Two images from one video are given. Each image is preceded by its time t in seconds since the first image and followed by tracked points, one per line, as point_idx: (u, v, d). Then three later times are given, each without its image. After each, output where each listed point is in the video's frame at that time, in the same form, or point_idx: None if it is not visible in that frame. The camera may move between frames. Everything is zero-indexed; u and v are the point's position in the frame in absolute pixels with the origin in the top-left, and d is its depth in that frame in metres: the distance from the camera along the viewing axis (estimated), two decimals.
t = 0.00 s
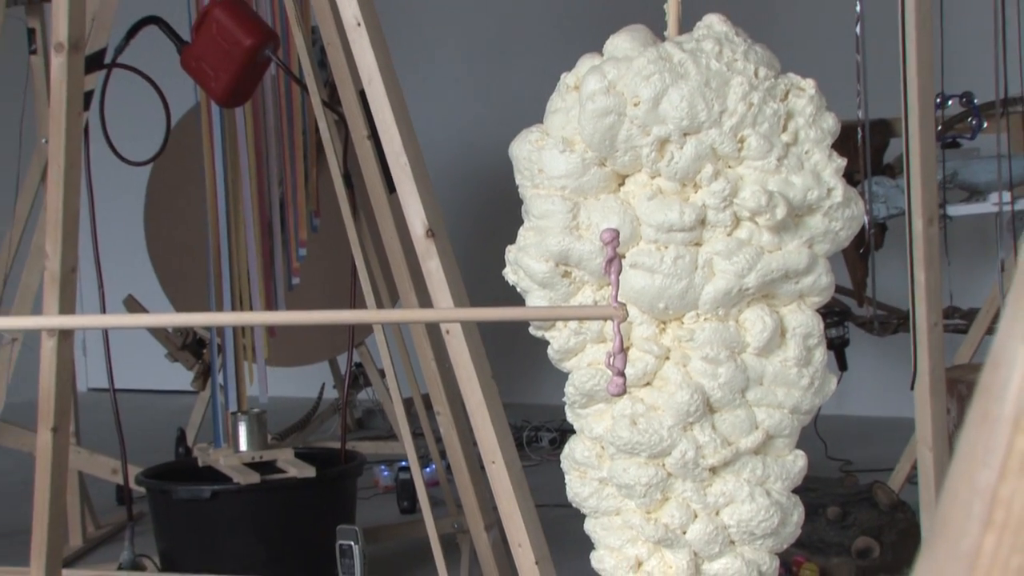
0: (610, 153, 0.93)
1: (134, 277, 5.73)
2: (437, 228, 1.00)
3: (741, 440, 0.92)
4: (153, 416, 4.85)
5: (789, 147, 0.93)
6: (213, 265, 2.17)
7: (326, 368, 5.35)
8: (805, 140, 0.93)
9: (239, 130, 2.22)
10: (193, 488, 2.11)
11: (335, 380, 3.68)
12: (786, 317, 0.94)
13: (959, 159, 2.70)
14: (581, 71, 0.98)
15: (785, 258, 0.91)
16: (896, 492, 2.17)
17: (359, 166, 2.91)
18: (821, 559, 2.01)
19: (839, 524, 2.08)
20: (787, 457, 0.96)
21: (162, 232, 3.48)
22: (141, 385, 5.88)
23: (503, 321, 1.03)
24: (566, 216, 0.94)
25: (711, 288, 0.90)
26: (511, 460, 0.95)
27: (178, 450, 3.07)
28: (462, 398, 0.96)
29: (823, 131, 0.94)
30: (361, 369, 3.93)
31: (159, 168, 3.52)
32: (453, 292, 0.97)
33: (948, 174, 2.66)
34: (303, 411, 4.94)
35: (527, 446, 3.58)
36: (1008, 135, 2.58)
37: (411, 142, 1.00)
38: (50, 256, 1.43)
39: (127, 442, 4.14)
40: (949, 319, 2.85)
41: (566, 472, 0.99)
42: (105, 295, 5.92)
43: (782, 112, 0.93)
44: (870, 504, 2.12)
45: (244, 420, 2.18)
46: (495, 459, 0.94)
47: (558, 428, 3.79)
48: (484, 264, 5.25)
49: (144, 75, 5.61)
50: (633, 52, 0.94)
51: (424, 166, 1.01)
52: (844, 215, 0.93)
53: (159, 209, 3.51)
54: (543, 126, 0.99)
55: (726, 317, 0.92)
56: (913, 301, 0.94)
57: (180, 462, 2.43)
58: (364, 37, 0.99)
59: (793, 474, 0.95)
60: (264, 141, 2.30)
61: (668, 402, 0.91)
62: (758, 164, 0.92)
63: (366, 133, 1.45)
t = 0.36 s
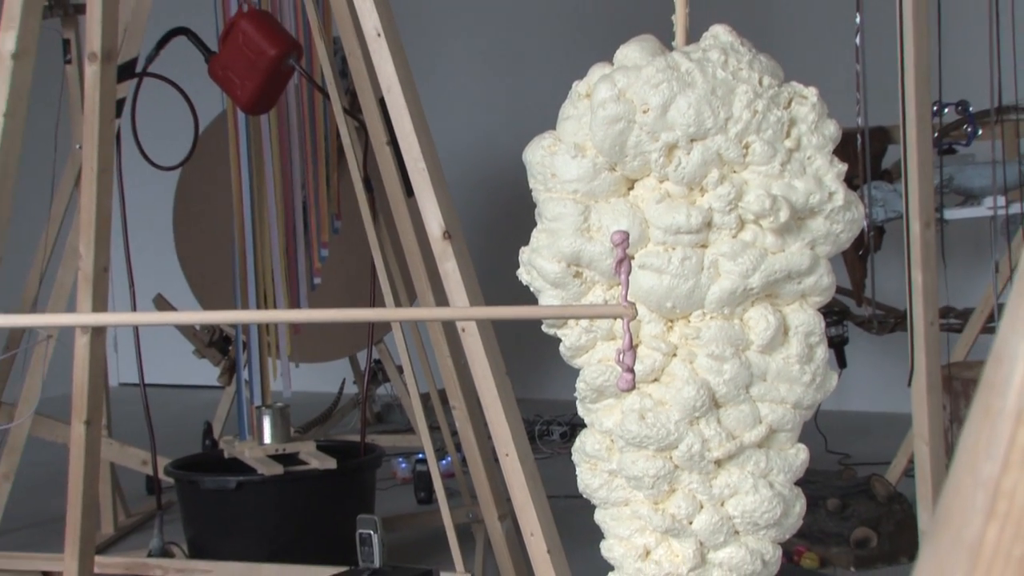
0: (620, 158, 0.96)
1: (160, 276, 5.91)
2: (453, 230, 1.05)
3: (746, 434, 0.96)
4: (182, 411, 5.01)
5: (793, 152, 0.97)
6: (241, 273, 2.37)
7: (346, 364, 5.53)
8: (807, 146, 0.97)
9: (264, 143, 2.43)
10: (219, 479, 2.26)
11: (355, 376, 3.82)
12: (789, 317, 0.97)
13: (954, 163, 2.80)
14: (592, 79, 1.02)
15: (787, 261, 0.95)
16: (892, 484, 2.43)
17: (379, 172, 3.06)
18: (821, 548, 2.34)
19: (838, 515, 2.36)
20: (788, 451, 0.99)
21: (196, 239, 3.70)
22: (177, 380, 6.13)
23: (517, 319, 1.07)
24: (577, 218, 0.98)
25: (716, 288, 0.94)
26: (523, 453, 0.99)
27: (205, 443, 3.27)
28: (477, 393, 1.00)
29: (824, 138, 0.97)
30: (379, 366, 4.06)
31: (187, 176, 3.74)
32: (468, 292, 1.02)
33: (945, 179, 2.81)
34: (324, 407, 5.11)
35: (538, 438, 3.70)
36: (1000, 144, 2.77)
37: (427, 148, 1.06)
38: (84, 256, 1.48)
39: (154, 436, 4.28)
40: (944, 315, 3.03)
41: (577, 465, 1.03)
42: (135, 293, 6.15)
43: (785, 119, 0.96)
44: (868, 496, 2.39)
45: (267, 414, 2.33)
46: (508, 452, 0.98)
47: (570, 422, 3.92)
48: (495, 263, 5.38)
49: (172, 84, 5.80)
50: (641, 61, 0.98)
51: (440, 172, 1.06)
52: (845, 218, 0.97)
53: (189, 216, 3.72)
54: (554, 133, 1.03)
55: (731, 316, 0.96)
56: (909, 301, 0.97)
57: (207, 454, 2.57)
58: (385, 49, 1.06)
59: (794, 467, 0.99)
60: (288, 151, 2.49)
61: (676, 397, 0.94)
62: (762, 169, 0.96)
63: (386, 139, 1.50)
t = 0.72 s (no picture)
0: (617, 165, 1.00)
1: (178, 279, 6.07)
2: (456, 234, 1.10)
3: (738, 430, 1.00)
4: (199, 409, 5.16)
5: (782, 159, 1.01)
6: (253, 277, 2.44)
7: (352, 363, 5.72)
8: (796, 153, 1.01)
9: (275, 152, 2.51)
10: (233, 473, 2.37)
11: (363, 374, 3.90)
12: (779, 316, 1.01)
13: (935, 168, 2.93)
14: (589, 91, 1.06)
15: (777, 264, 0.99)
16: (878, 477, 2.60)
17: (386, 180, 3.16)
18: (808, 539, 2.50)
19: (825, 506, 2.56)
20: (779, 445, 1.03)
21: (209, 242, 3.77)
22: (195, 378, 6.27)
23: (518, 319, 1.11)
24: (576, 223, 1.02)
25: (709, 290, 0.98)
26: (525, 448, 1.03)
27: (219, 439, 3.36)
28: (480, 390, 1.05)
29: (812, 145, 1.01)
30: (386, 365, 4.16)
31: (201, 184, 3.85)
32: (470, 294, 1.06)
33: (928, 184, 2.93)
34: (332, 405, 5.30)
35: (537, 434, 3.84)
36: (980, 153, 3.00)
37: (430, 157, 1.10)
38: (104, 260, 1.53)
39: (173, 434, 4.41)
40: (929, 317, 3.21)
41: (576, 459, 1.07)
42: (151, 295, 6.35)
43: (774, 127, 1.01)
44: (855, 488, 2.58)
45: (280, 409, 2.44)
46: (510, 447, 1.02)
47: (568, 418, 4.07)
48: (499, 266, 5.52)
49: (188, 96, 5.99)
50: (636, 72, 1.02)
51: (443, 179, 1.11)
52: (832, 222, 1.01)
53: (204, 223, 3.80)
54: (553, 141, 1.08)
55: (723, 316, 1.00)
56: (893, 302, 1.02)
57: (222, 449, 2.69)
58: (390, 61, 1.11)
59: (784, 461, 1.03)
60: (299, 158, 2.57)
61: (671, 394, 0.99)
62: (753, 175, 1.00)
63: (392, 147, 1.55)
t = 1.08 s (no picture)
0: (609, 172, 1.05)
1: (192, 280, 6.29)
2: (456, 238, 1.15)
3: (725, 424, 1.05)
4: (212, 402, 5.38)
5: (766, 165, 1.06)
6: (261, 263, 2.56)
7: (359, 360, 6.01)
8: (780, 160, 1.06)
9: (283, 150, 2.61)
10: (244, 466, 2.52)
11: (368, 370, 4.00)
12: (764, 316, 1.06)
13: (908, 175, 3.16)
14: (583, 100, 1.11)
15: (761, 265, 1.04)
16: (856, 468, 2.95)
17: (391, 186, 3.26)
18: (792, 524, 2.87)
19: (808, 496, 2.89)
20: (764, 438, 1.08)
21: (222, 243, 3.85)
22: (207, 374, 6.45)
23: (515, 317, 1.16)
24: (570, 227, 1.07)
25: (697, 290, 1.03)
26: (522, 441, 1.08)
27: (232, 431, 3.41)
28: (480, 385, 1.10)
29: (794, 152, 1.06)
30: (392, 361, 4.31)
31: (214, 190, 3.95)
32: (470, 294, 1.11)
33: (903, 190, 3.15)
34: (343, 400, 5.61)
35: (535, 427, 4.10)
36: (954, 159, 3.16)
37: (432, 163, 1.16)
38: (122, 263, 1.60)
39: (188, 428, 4.58)
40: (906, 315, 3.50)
41: (571, 452, 1.12)
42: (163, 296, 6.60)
43: (759, 135, 1.05)
44: (836, 479, 2.91)
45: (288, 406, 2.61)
46: (508, 441, 1.07)
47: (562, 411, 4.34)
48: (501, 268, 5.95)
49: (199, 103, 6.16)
50: (628, 83, 1.07)
51: (444, 185, 1.17)
52: (813, 226, 1.06)
53: (216, 225, 3.89)
54: (549, 148, 1.13)
55: (710, 315, 1.05)
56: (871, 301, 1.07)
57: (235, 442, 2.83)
58: (393, 73, 1.17)
59: (769, 453, 1.08)
60: (306, 156, 2.67)
61: (660, 389, 1.04)
62: (738, 181, 1.05)
63: (394, 154, 1.61)
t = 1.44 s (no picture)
0: (607, 176, 1.10)
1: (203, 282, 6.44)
2: (460, 240, 1.21)
3: (718, 417, 1.10)
4: (223, 399, 5.52)
5: (757, 169, 1.11)
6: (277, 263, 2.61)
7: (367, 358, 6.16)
8: (769, 164, 1.11)
9: (294, 154, 2.68)
10: (259, 459, 2.71)
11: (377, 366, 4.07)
12: (755, 313, 1.11)
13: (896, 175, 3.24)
14: (581, 107, 1.16)
15: (752, 265, 1.08)
16: (844, 458, 3.04)
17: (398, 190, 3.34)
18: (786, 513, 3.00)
19: (799, 484, 3.00)
20: (755, 430, 1.13)
21: (237, 246, 3.91)
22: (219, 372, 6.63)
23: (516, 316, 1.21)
24: (569, 229, 1.12)
25: (691, 289, 1.08)
26: (524, 434, 1.13)
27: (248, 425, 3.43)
28: (483, 380, 1.15)
29: (784, 155, 1.11)
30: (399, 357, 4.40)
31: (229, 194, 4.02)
32: (474, 293, 1.16)
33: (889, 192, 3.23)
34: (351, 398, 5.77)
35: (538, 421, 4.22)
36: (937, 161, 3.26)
37: (437, 169, 1.22)
38: (142, 265, 1.67)
39: (204, 425, 4.69)
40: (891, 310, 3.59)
41: (570, 445, 1.17)
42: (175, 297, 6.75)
43: (750, 141, 1.10)
44: (825, 469, 3.02)
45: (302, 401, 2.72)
46: (511, 433, 1.12)
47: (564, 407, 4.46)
48: (504, 267, 6.05)
49: (212, 109, 6.27)
50: (624, 91, 1.12)
51: (449, 189, 1.22)
52: (802, 227, 1.11)
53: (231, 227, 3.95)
54: (549, 154, 1.17)
55: (704, 312, 1.09)
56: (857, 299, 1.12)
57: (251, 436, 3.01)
58: (399, 82, 1.22)
59: (760, 444, 1.13)
60: (318, 161, 2.75)
61: (656, 384, 1.08)
62: (730, 184, 1.10)
63: (401, 160, 1.67)
